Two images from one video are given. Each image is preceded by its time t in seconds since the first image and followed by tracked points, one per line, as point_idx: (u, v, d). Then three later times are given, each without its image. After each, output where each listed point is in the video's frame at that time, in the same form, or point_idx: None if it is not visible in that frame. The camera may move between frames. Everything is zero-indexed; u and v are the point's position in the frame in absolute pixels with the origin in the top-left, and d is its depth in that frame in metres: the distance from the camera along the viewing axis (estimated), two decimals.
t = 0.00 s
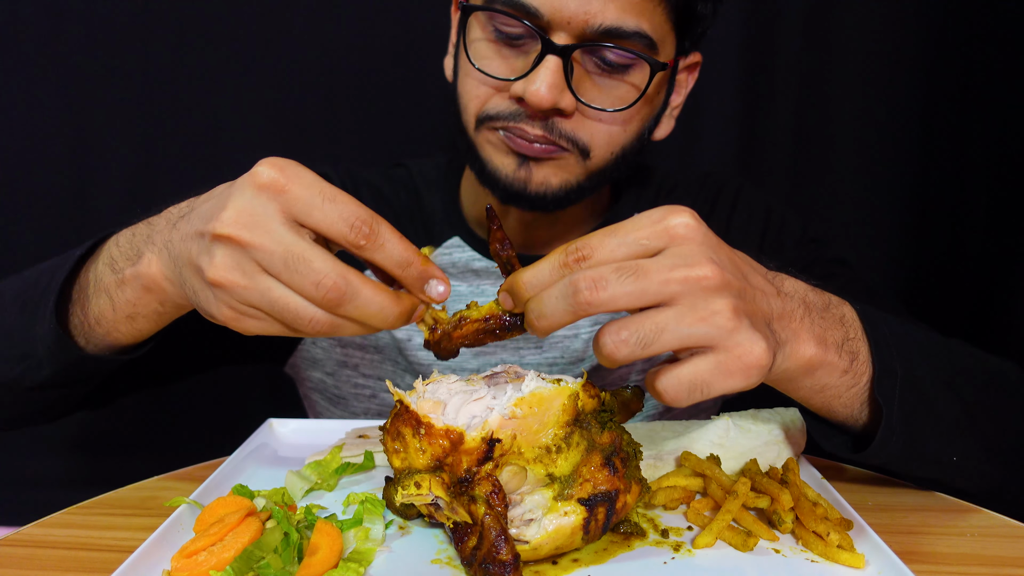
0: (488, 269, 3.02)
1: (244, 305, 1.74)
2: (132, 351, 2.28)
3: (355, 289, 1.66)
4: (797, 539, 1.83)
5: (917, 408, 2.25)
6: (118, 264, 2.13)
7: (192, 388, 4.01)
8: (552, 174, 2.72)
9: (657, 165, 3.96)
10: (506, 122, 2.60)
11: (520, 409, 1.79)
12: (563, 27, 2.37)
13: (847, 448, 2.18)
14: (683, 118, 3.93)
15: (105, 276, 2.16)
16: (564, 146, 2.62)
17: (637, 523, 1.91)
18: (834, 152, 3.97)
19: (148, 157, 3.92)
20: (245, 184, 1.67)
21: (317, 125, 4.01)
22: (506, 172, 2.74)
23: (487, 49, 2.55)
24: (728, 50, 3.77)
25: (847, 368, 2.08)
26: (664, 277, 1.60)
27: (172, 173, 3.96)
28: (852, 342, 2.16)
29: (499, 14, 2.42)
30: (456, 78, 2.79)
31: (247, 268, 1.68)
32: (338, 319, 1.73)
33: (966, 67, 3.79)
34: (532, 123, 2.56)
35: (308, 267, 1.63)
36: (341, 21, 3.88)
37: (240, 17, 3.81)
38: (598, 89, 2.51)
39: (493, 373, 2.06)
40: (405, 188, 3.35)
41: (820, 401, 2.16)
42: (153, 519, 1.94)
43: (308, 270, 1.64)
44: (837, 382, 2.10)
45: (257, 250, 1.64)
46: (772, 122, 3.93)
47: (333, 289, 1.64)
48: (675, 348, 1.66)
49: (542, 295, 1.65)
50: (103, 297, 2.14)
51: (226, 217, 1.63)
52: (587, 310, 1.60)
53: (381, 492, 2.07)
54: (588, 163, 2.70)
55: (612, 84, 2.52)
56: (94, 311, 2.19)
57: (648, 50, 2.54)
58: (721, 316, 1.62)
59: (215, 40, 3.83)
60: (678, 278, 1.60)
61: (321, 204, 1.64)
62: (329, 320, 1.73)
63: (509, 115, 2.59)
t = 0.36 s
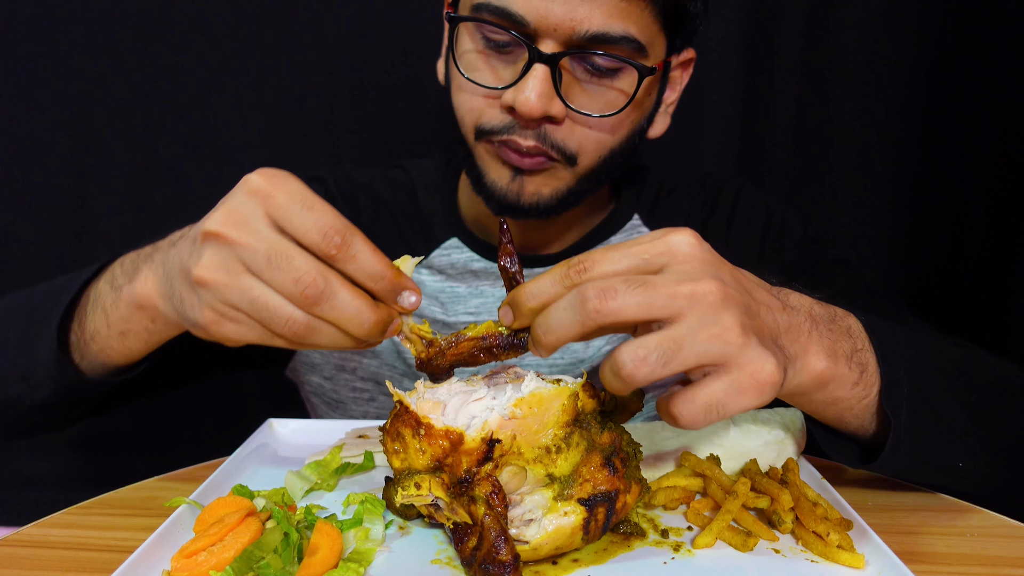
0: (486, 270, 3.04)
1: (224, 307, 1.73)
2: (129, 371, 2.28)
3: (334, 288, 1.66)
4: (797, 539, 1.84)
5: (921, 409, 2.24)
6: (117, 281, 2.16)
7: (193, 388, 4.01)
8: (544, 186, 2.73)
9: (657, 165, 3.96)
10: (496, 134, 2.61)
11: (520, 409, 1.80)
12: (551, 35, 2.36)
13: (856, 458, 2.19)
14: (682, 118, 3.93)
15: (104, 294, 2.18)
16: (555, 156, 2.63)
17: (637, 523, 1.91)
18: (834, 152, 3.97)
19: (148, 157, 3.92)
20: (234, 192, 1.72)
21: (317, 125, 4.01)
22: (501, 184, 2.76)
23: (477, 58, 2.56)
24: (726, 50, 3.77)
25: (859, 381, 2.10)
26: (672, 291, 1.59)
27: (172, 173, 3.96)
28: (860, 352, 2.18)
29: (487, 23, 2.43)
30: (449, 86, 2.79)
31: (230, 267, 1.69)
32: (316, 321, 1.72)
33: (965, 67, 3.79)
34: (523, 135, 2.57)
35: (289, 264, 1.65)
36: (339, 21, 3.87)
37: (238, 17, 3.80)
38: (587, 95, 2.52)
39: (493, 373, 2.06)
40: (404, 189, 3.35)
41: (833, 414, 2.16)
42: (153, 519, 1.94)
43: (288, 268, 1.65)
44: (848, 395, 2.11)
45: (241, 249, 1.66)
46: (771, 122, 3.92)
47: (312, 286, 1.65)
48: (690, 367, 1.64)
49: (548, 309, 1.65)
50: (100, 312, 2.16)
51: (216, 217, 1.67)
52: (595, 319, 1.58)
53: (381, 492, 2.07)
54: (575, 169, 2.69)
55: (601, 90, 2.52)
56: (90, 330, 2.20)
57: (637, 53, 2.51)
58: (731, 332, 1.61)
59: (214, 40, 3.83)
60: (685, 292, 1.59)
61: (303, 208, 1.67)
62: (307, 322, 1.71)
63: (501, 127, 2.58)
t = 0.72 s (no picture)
0: (485, 271, 3.05)
1: (215, 395, 1.78)
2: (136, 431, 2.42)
3: (305, 344, 1.69)
4: (797, 539, 1.84)
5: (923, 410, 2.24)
6: (100, 365, 2.25)
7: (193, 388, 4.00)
8: (546, 181, 2.70)
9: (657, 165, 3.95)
10: (497, 135, 2.60)
11: (520, 409, 1.80)
12: (544, 40, 2.38)
13: (872, 463, 2.22)
14: (682, 118, 3.92)
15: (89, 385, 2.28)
16: (553, 154, 2.61)
17: (637, 523, 1.91)
18: (834, 152, 3.97)
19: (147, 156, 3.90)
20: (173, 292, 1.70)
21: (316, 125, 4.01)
22: (500, 181, 2.73)
23: (470, 64, 2.56)
24: (725, 49, 3.76)
25: (876, 385, 2.11)
26: (675, 307, 1.60)
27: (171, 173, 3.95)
28: (878, 356, 2.19)
29: (480, 29, 2.44)
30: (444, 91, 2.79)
31: (204, 359, 1.72)
32: (302, 381, 1.75)
33: (965, 67, 3.79)
34: (523, 134, 2.56)
35: (254, 340, 1.68)
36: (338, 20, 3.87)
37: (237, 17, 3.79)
38: (584, 95, 2.53)
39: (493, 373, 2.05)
40: (403, 189, 3.34)
41: (852, 418, 2.17)
42: (153, 519, 1.94)
43: (256, 347, 1.68)
44: (868, 399, 2.11)
45: (204, 341, 1.69)
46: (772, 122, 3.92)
47: (282, 352, 1.68)
48: (700, 381, 1.64)
49: (558, 331, 1.68)
50: (96, 389, 2.28)
51: (165, 323, 1.67)
52: (598, 342, 1.60)
53: (381, 492, 2.08)
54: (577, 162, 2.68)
55: (597, 90, 2.54)
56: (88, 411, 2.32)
57: (631, 53, 2.52)
58: (739, 344, 1.61)
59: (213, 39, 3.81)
60: (688, 307, 1.60)
61: (244, 282, 1.67)
62: (294, 385, 1.75)
63: (500, 130, 2.58)
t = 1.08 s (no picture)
0: (482, 271, 3.04)
1: (246, 271, 1.85)
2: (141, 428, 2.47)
3: (346, 223, 1.82)
4: (797, 539, 1.83)
5: (911, 410, 2.27)
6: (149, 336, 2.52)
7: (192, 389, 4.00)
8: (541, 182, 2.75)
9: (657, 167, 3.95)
10: (492, 140, 2.63)
11: (520, 409, 1.79)
12: (533, 29, 2.37)
13: (849, 435, 2.28)
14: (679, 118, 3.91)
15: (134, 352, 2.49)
16: (548, 154, 2.65)
17: (637, 523, 1.91)
18: (832, 151, 3.96)
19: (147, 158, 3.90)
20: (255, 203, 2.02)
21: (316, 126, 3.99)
22: (500, 198, 2.81)
23: (459, 59, 2.57)
24: (722, 49, 3.75)
25: (853, 355, 2.14)
26: (668, 280, 1.62)
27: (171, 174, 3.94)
28: (855, 330, 2.25)
29: (468, 22, 2.45)
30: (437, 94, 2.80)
31: (256, 236, 1.88)
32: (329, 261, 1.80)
33: (962, 65, 3.78)
34: (516, 133, 2.58)
35: (305, 209, 1.85)
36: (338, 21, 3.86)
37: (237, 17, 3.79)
38: (576, 86, 2.52)
39: (492, 373, 2.05)
40: (403, 189, 3.34)
41: (832, 388, 2.21)
42: (153, 519, 1.94)
43: (299, 216, 1.83)
44: (847, 368, 2.15)
45: (262, 217, 1.89)
46: (768, 121, 3.93)
47: (323, 218, 1.82)
48: (697, 348, 1.66)
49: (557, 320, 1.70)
50: (126, 366, 2.49)
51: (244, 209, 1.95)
52: (599, 325, 1.63)
53: (381, 492, 2.08)
54: (571, 164, 2.73)
55: (588, 79, 2.52)
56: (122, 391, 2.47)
57: (621, 41, 2.51)
58: (732, 309, 1.62)
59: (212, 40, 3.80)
60: (680, 278, 1.62)
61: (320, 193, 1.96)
62: (319, 259, 1.79)
63: (494, 133, 2.61)
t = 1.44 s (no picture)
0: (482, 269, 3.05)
1: (284, 212, 2.04)
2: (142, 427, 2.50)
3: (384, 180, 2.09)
4: (797, 539, 1.83)
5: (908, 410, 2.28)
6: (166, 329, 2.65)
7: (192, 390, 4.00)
8: (542, 168, 2.73)
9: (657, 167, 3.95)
10: (495, 121, 2.61)
11: (520, 409, 1.79)
12: (538, 23, 2.38)
13: (821, 419, 2.29)
14: (679, 119, 3.91)
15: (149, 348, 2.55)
16: (549, 137, 2.63)
17: (637, 523, 1.91)
18: (832, 151, 3.96)
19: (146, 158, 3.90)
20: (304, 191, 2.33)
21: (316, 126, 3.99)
22: (495, 170, 2.76)
23: (462, 52, 2.56)
24: (722, 49, 3.75)
25: (818, 348, 2.13)
26: (653, 288, 1.69)
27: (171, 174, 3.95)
28: (825, 323, 2.22)
29: (472, 15, 2.44)
30: (438, 86, 2.79)
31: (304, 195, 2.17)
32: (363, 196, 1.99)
33: (963, 64, 3.77)
34: (519, 117, 2.57)
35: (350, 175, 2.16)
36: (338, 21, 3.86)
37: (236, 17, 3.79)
38: (579, 79, 2.52)
39: (492, 373, 2.05)
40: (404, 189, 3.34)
41: (794, 375, 2.20)
42: (153, 519, 1.94)
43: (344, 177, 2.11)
44: (807, 359, 2.14)
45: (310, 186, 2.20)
46: (768, 121, 3.93)
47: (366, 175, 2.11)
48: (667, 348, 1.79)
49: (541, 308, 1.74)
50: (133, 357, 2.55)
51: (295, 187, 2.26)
52: (582, 325, 1.73)
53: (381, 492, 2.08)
54: (572, 149, 2.70)
55: (591, 72, 2.52)
56: (131, 383, 2.50)
57: (624, 35, 2.53)
58: (710, 318, 1.72)
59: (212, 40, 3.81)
60: (666, 286, 1.69)
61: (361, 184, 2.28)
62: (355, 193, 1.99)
63: (496, 115, 2.59)
